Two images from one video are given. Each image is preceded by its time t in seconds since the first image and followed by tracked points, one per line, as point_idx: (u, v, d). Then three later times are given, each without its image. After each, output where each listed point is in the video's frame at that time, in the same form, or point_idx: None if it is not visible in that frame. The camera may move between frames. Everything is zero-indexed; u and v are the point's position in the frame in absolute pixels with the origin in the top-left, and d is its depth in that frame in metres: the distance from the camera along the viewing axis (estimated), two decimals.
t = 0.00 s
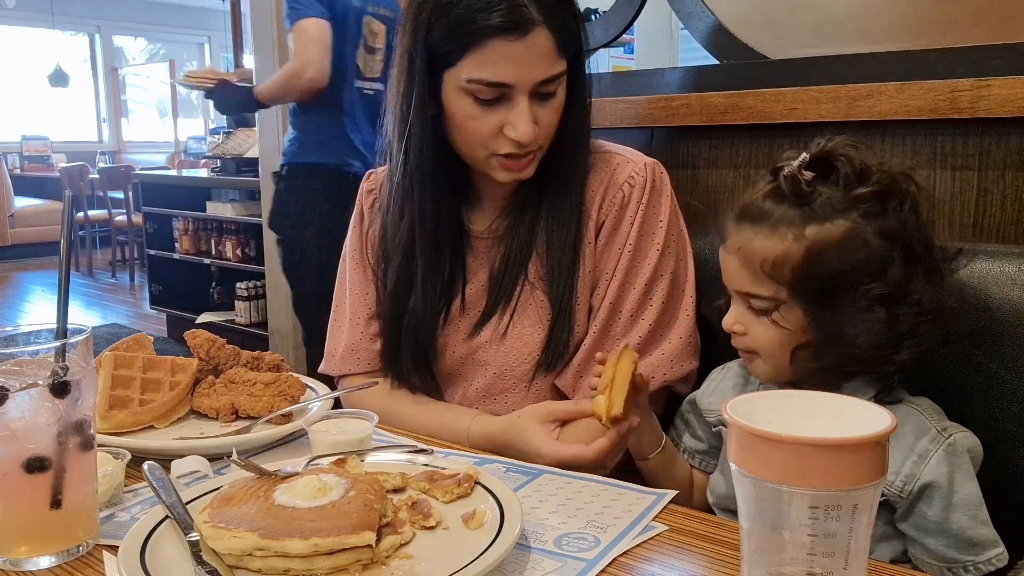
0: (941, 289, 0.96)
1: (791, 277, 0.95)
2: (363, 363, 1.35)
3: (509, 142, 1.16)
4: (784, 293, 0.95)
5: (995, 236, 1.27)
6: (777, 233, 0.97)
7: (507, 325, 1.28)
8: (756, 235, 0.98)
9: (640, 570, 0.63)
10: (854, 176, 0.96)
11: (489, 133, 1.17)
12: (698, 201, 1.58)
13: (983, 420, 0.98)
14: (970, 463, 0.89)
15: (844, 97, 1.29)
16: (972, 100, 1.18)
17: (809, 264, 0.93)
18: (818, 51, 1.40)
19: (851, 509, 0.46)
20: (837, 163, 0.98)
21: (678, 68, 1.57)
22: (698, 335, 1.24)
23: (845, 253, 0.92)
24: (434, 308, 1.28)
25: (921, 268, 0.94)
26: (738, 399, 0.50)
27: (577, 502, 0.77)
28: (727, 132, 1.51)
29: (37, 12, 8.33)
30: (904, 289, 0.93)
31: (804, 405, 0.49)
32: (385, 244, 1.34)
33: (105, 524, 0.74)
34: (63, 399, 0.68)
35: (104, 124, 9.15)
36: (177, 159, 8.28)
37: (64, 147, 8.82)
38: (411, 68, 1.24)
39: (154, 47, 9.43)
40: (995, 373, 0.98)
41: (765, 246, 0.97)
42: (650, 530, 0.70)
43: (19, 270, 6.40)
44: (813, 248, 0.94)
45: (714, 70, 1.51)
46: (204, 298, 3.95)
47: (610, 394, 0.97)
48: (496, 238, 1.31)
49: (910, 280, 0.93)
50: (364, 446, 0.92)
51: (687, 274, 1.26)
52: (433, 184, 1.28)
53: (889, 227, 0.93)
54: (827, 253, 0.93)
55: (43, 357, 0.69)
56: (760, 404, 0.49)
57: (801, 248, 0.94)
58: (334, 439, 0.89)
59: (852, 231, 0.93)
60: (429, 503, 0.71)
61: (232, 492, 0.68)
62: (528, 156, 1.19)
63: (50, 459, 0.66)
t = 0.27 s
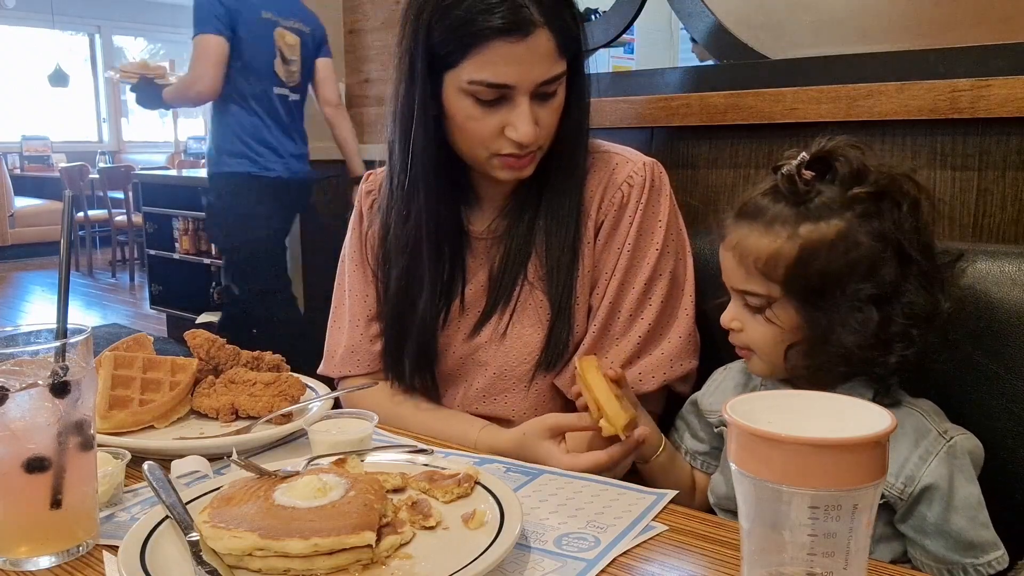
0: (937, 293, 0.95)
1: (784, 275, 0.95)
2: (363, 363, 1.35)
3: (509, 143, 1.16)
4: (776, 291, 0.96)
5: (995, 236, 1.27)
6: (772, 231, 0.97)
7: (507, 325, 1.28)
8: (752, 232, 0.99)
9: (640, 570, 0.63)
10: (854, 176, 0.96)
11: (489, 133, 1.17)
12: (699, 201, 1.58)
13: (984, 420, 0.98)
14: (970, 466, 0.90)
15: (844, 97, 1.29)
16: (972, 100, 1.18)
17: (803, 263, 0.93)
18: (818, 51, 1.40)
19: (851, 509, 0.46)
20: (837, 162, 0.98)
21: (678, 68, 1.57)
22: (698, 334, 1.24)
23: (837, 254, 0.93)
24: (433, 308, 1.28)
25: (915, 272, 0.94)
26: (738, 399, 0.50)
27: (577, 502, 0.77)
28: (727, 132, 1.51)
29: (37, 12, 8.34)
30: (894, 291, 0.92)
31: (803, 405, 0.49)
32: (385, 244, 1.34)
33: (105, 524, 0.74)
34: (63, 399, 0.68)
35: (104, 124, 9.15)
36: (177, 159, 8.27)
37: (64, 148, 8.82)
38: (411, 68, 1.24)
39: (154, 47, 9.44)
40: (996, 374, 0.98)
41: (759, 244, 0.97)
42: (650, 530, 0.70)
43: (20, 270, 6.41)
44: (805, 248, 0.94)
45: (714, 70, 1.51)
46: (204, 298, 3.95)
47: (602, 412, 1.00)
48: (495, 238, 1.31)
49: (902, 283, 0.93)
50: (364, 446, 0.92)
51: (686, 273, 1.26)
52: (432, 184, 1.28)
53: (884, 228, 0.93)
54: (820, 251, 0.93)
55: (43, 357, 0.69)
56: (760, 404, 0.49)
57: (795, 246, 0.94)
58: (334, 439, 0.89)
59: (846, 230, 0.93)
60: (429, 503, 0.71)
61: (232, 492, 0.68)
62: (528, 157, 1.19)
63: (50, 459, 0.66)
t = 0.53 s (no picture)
0: (932, 291, 0.94)
1: (780, 272, 0.95)
2: (364, 363, 1.36)
3: (509, 143, 1.16)
4: (772, 286, 0.96)
5: (995, 236, 1.27)
6: (769, 229, 0.97)
7: (506, 324, 1.28)
8: (750, 230, 0.99)
9: (640, 570, 0.63)
10: (853, 175, 0.96)
11: (488, 133, 1.17)
12: (698, 201, 1.58)
13: (984, 420, 0.98)
14: (974, 471, 0.90)
15: (844, 97, 1.29)
16: (972, 100, 1.18)
17: (801, 262, 0.94)
18: (818, 52, 1.40)
19: (851, 509, 0.46)
20: (836, 161, 0.98)
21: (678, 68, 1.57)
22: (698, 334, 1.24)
23: (833, 252, 0.92)
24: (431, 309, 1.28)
25: (910, 268, 0.93)
26: (738, 398, 0.50)
27: (577, 502, 0.77)
28: (726, 132, 1.51)
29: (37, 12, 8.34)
30: (887, 287, 0.92)
31: (803, 405, 0.50)
32: (383, 245, 1.34)
33: (105, 524, 0.74)
34: (63, 399, 0.68)
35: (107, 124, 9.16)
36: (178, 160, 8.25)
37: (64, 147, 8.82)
38: (410, 69, 1.24)
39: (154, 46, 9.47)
40: (996, 374, 0.98)
41: (756, 241, 0.98)
42: (650, 531, 0.69)
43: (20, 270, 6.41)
44: (801, 246, 0.94)
45: (714, 70, 1.51)
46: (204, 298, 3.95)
47: (588, 420, 1.02)
48: (493, 238, 1.31)
49: (896, 279, 0.92)
50: (364, 446, 0.92)
51: (685, 273, 1.26)
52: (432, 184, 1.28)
53: (879, 226, 0.92)
54: (816, 250, 0.93)
55: (43, 357, 0.69)
56: (759, 403, 0.50)
57: (792, 244, 0.95)
58: (335, 439, 0.89)
59: (840, 228, 0.93)
60: (429, 503, 0.71)
61: (232, 492, 0.68)
62: (527, 156, 1.19)
63: (50, 459, 0.66)
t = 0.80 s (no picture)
0: (930, 287, 0.94)
1: (779, 271, 0.95)
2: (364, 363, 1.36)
3: (509, 142, 1.16)
4: (771, 285, 0.97)
5: (995, 236, 1.27)
6: (769, 228, 0.98)
7: (505, 324, 1.28)
8: (750, 229, 1.00)
9: (640, 570, 0.63)
10: (853, 174, 0.96)
11: (487, 133, 1.17)
12: (698, 201, 1.58)
13: (984, 420, 0.98)
14: (976, 473, 0.90)
15: (844, 97, 1.29)
16: (972, 100, 1.18)
17: (800, 261, 0.94)
18: (818, 51, 1.40)
19: (851, 509, 0.46)
20: (836, 160, 0.98)
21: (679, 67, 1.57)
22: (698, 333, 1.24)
23: (832, 250, 0.92)
24: (429, 308, 1.28)
25: (908, 266, 0.93)
26: (737, 398, 0.50)
27: (577, 502, 0.77)
28: (727, 132, 1.51)
29: (37, 12, 8.34)
30: (886, 283, 0.92)
31: (803, 405, 0.49)
32: (382, 245, 1.34)
33: (105, 524, 0.74)
34: (63, 399, 0.68)
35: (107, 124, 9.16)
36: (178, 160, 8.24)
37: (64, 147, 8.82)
38: (410, 69, 1.24)
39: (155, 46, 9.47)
40: (996, 374, 0.98)
41: (755, 241, 0.98)
42: (650, 530, 0.69)
43: (20, 270, 6.41)
44: (801, 245, 0.94)
45: (714, 70, 1.51)
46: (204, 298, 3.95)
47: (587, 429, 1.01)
48: (491, 238, 1.31)
49: (895, 275, 0.92)
50: (364, 446, 0.92)
51: (684, 272, 1.26)
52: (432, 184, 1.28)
53: (878, 224, 0.92)
54: (815, 249, 0.93)
55: (43, 357, 0.69)
56: (759, 402, 0.50)
57: (792, 243, 0.95)
58: (334, 439, 0.89)
59: (839, 227, 0.93)
60: (429, 503, 0.71)
61: (231, 492, 0.68)
62: (529, 155, 1.19)
63: (50, 459, 0.66)
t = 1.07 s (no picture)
0: (934, 287, 0.94)
1: (783, 271, 0.95)
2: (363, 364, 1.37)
3: (502, 140, 1.16)
4: (778, 288, 0.96)
5: (995, 236, 1.27)
6: (771, 228, 0.98)
7: (502, 323, 1.27)
8: (752, 228, 1.00)
9: (640, 570, 0.63)
10: (855, 173, 0.96)
11: (479, 132, 1.17)
12: (698, 201, 1.58)
13: (985, 421, 0.98)
14: (979, 474, 0.90)
15: (843, 97, 1.29)
16: (972, 101, 1.18)
17: (803, 259, 0.93)
18: (818, 51, 1.40)
19: (851, 509, 0.46)
20: (839, 160, 0.99)
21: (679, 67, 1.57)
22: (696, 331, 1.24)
23: (835, 249, 0.92)
24: (426, 308, 1.28)
25: (914, 266, 0.93)
26: (737, 398, 0.50)
27: (577, 502, 0.77)
28: (727, 132, 1.51)
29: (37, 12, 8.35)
30: (891, 285, 0.92)
31: (803, 405, 0.49)
32: (378, 246, 1.35)
33: (105, 524, 0.74)
34: (63, 399, 0.68)
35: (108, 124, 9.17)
36: (178, 160, 8.25)
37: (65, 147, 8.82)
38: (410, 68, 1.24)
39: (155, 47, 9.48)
40: (996, 374, 0.98)
41: (759, 241, 0.98)
42: (649, 531, 0.69)
43: (20, 269, 6.41)
44: (805, 244, 0.94)
45: (714, 70, 1.51)
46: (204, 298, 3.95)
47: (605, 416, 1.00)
48: (487, 237, 1.31)
49: (900, 276, 0.92)
50: (364, 446, 0.92)
51: (681, 271, 1.26)
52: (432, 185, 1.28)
53: (882, 224, 0.92)
54: (818, 249, 0.93)
55: (43, 357, 0.69)
56: (759, 402, 0.49)
57: (794, 243, 0.95)
58: (334, 439, 0.89)
59: (844, 226, 0.93)
60: (429, 503, 0.71)
61: (232, 492, 0.68)
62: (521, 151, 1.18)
63: (50, 459, 0.66)
